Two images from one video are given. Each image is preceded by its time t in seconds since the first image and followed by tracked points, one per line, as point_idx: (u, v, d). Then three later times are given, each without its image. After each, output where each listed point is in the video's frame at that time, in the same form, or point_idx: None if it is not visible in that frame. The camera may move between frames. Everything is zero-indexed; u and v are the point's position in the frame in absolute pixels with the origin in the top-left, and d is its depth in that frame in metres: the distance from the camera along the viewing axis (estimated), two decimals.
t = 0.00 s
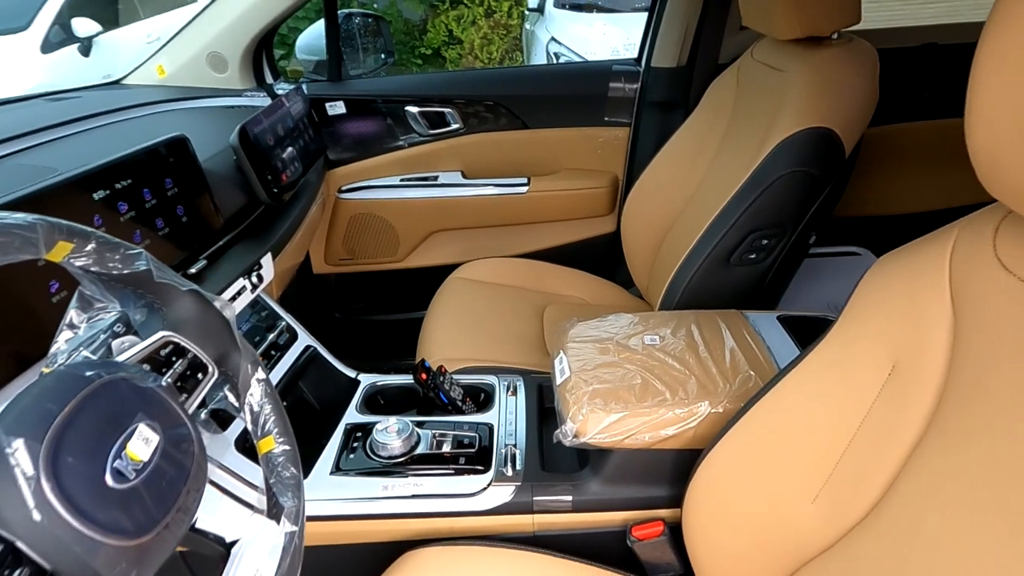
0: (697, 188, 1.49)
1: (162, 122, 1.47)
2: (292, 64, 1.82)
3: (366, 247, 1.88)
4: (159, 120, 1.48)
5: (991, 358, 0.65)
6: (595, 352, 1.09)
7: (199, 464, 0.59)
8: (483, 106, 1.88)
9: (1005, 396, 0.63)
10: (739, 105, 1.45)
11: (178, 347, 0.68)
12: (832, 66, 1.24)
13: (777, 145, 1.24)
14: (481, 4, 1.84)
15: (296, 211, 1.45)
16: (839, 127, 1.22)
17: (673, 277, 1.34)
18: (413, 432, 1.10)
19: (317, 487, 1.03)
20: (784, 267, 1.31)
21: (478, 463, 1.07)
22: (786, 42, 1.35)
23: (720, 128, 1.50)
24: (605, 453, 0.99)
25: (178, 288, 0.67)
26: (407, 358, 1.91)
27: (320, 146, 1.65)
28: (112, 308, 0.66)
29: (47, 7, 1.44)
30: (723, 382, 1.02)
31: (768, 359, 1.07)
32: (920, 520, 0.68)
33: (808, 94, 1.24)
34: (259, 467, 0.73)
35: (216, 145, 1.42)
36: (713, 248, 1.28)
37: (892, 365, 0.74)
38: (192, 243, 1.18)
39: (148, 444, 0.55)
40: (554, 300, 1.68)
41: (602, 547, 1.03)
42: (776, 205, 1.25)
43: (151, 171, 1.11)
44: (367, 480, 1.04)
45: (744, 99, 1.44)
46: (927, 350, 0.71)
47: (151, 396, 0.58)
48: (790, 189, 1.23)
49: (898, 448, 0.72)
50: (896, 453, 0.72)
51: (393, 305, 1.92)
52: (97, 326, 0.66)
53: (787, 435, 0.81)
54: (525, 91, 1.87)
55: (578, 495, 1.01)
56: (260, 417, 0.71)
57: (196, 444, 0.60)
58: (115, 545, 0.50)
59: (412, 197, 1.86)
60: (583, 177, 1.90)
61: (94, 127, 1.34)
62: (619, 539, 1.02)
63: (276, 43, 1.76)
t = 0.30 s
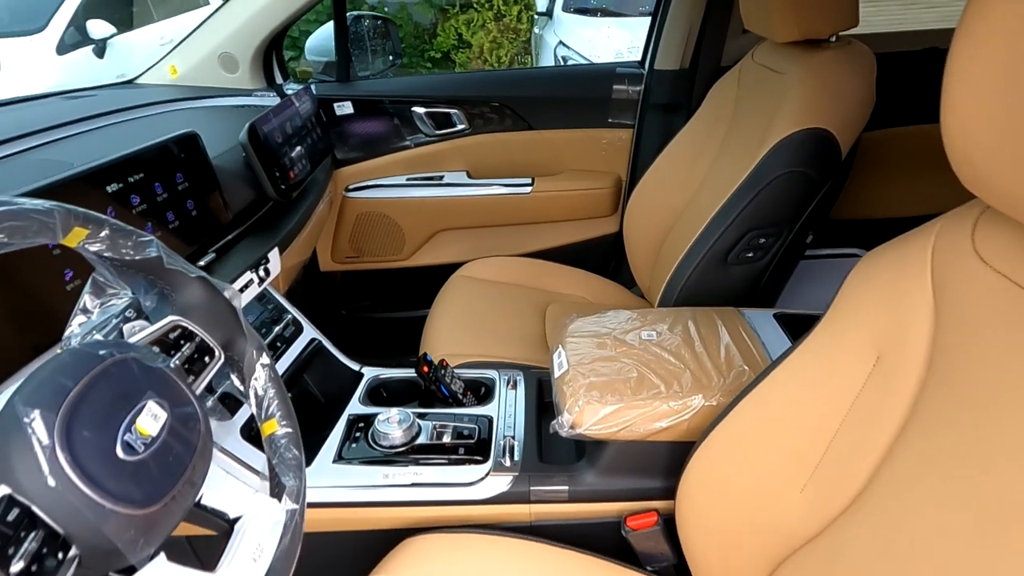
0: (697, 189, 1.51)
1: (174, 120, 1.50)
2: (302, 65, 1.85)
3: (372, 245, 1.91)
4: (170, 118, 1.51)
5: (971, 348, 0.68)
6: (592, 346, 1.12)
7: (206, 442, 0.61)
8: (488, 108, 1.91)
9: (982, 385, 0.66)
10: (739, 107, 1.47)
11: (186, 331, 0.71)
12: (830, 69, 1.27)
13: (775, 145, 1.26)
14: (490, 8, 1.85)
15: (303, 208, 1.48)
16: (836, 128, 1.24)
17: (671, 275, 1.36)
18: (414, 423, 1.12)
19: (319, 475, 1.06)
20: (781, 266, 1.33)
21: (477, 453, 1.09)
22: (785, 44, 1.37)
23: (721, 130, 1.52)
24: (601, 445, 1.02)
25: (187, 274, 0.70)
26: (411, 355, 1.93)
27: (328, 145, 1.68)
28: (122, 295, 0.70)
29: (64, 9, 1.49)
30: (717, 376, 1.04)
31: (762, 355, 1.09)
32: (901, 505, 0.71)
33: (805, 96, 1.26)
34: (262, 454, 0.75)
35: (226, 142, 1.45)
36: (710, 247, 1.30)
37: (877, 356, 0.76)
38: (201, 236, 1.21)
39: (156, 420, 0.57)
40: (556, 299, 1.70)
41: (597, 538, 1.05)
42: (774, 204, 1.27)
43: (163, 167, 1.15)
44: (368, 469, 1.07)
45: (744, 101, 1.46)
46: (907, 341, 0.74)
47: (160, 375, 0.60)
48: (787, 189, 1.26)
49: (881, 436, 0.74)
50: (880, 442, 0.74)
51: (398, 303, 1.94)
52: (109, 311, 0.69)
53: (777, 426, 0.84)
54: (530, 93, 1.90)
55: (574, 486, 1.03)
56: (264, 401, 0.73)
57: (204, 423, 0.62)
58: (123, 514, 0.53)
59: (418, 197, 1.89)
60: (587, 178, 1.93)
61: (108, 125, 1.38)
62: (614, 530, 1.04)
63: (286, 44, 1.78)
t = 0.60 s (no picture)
0: (698, 190, 1.53)
1: (185, 120, 1.53)
2: (310, 66, 1.88)
3: (378, 244, 1.94)
4: (182, 118, 1.54)
5: (956, 341, 0.70)
6: (592, 343, 1.14)
7: (214, 426, 0.64)
8: (494, 109, 1.93)
9: (965, 377, 0.68)
10: (741, 109, 1.49)
11: (195, 321, 0.72)
12: (829, 71, 1.28)
13: (774, 146, 1.28)
14: (499, 11, 1.88)
15: (310, 206, 1.51)
16: (834, 129, 1.26)
17: (671, 274, 1.38)
18: (416, 416, 1.15)
19: (324, 466, 1.08)
20: (779, 266, 1.35)
21: (478, 446, 1.11)
22: (786, 47, 1.39)
23: (722, 132, 1.54)
24: (599, 439, 1.04)
25: (195, 266, 0.73)
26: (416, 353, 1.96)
27: (335, 145, 1.70)
28: (134, 286, 0.72)
29: (78, 10, 1.50)
30: (714, 371, 1.07)
31: (758, 352, 1.12)
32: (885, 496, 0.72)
33: (805, 97, 1.28)
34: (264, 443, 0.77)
35: (236, 142, 1.48)
36: (709, 246, 1.33)
37: (866, 350, 0.79)
38: (210, 232, 1.24)
39: (166, 404, 0.59)
40: (558, 298, 1.72)
41: (595, 530, 1.07)
42: (773, 204, 1.29)
43: (173, 165, 1.17)
44: (371, 460, 1.09)
45: (745, 103, 1.48)
46: (896, 336, 0.77)
47: (170, 362, 0.63)
48: (786, 188, 1.28)
49: (869, 429, 0.76)
50: (868, 435, 0.76)
51: (403, 301, 1.97)
52: (122, 303, 0.71)
53: (771, 418, 0.86)
54: (535, 94, 1.92)
55: (573, 479, 1.05)
56: (270, 389, 0.76)
57: (211, 409, 0.64)
58: (133, 493, 0.56)
59: (424, 196, 1.92)
60: (590, 179, 1.95)
61: (122, 124, 1.41)
62: (611, 523, 1.06)
63: (295, 46, 1.81)
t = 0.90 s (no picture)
0: (696, 184, 1.54)
1: (189, 111, 1.55)
2: (312, 60, 1.89)
3: (380, 237, 1.95)
4: (185, 110, 1.55)
5: (944, 329, 0.72)
6: (589, 333, 1.15)
7: (216, 408, 0.65)
8: (495, 103, 1.94)
9: (952, 365, 0.69)
10: (740, 102, 1.50)
11: (197, 307, 0.73)
12: (827, 66, 1.30)
13: (772, 139, 1.29)
14: (501, 6, 1.90)
15: (311, 198, 1.52)
16: (831, 123, 1.27)
17: (669, 266, 1.39)
18: (415, 405, 1.16)
19: (325, 453, 1.10)
20: (776, 259, 1.36)
21: (476, 434, 1.13)
22: (784, 41, 1.40)
23: (720, 125, 1.55)
24: (596, 428, 1.05)
25: (198, 253, 0.74)
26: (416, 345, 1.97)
27: (337, 138, 1.72)
28: (137, 274, 0.75)
29: (81, 5, 1.53)
30: (709, 361, 1.08)
31: (752, 342, 1.13)
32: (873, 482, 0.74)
33: (802, 90, 1.29)
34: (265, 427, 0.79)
35: (239, 134, 1.50)
36: (707, 238, 1.34)
37: (856, 339, 0.81)
38: (213, 223, 1.25)
39: (168, 386, 0.61)
40: (558, 291, 1.74)
41: (591, 518, 1.08)
42: (769, 196, 1.30)
43: (177, 155, 1.19)
44: (371, 448, 1.11)
45: (745, 96, 1.49)
46: (886, 325, 0.78)
47: (173, 345, 0.64)
48: (783, 181, 1.29)
49: (858, 416, 0.78)
50: (857, 422, 0.78)
51: (404, 294, 1.98)
52: (125, 289, 0.74)
53: (763, 406, 0.87)
54: (536, 88, 1.94)
55: (569, 467, 1.06)
56: (270, 374, 0.77)
57: (213, 392, 0.66)
58: (136, 471, 0.57)
59: (425, 188, 1.93)
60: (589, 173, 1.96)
61: (126, 116, 1.42)
62: (608, 511, 1.07)
63: (297, 39, 1.83)
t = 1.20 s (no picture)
0: (698, 177, 1.54)
1: (194, 101, 1.55)
2: (317, 50, 1.90)
3: (383, 228, 1.96)
4: (190, 99, 1.56)
5: (940, 320, 0.72)
6: (590, 324, 1.16)
7: (219, 392, 0.66)
8: (499, 94, 1.95)
9: (946, 356, 0.70)
10: (744, 94, 1.50)
11: (201, 292, 0.74)
12: (830, 59, 1.30)
13: (775, 132, 1.29)
14: None
15: (315, 187, 1.53)
16: (833, 116, 1.27)
17: (671, 258, 1.40)
18: (416, 393, 1.17)
19: (327, 439, 1.11)
20: (777, 252, 1.37)
21: (476, 423, 1.14)
22: (788, 34, 1.40)
23: (723, 118, 1.55)
24: (595, 417, 1.06)
25: (202, 239, 0.74)
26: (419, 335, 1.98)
27: (340, 129, 1.72)
28: (142, 259, 0.75)
29: None
30: (708, 352, 1.08)
31: (751, 333, 1.14)
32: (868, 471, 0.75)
33: (805, 82, 1.29)
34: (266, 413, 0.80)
35: (243, 123, 1.50)
36: (708, 231, 1.35)
37: (853, 330, 0.82)
38: (216, 211, 1.26)
39: (173, 368, 0.61)
40: (560, 283, 1.74)
41: (590, 507, 1.09)
42: (771, 189, 1.30)
43: (181, 144, 1.20)
44: (372, 435, 1.12)
45: (749, 89, 1.48)
46: (883, 316, 0.79)
47: (178, 329, 0.65)
48: (784, 174, 1.29)
49: (854, 406, 0.79)
50: (853, 412, 0.79)
51: (407, 285, 1.99)
52: (130, 274, 0.74)
53: (761, 396, 0.88)
54: (540, 80, 1.94)
55: (569, 456, 1.07)
56: (273, 360, 0.78)
57: (216, 375, 0.66)
58: (140, 452, 0.58)
59: (428, 179, 1.93)
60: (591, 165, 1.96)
61: (132, 104, 1.43)
62: (606, 499, 1.08)
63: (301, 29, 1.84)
